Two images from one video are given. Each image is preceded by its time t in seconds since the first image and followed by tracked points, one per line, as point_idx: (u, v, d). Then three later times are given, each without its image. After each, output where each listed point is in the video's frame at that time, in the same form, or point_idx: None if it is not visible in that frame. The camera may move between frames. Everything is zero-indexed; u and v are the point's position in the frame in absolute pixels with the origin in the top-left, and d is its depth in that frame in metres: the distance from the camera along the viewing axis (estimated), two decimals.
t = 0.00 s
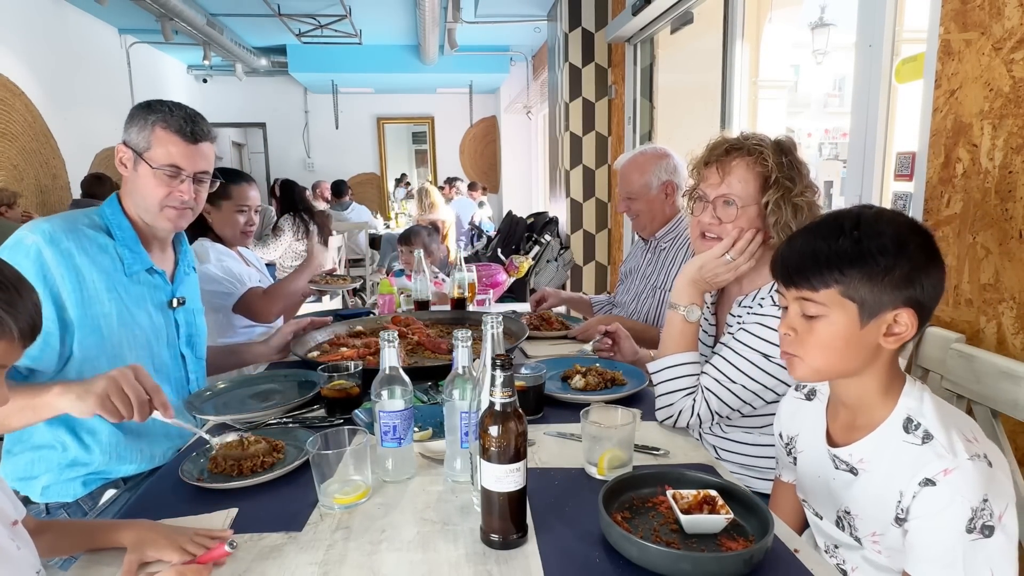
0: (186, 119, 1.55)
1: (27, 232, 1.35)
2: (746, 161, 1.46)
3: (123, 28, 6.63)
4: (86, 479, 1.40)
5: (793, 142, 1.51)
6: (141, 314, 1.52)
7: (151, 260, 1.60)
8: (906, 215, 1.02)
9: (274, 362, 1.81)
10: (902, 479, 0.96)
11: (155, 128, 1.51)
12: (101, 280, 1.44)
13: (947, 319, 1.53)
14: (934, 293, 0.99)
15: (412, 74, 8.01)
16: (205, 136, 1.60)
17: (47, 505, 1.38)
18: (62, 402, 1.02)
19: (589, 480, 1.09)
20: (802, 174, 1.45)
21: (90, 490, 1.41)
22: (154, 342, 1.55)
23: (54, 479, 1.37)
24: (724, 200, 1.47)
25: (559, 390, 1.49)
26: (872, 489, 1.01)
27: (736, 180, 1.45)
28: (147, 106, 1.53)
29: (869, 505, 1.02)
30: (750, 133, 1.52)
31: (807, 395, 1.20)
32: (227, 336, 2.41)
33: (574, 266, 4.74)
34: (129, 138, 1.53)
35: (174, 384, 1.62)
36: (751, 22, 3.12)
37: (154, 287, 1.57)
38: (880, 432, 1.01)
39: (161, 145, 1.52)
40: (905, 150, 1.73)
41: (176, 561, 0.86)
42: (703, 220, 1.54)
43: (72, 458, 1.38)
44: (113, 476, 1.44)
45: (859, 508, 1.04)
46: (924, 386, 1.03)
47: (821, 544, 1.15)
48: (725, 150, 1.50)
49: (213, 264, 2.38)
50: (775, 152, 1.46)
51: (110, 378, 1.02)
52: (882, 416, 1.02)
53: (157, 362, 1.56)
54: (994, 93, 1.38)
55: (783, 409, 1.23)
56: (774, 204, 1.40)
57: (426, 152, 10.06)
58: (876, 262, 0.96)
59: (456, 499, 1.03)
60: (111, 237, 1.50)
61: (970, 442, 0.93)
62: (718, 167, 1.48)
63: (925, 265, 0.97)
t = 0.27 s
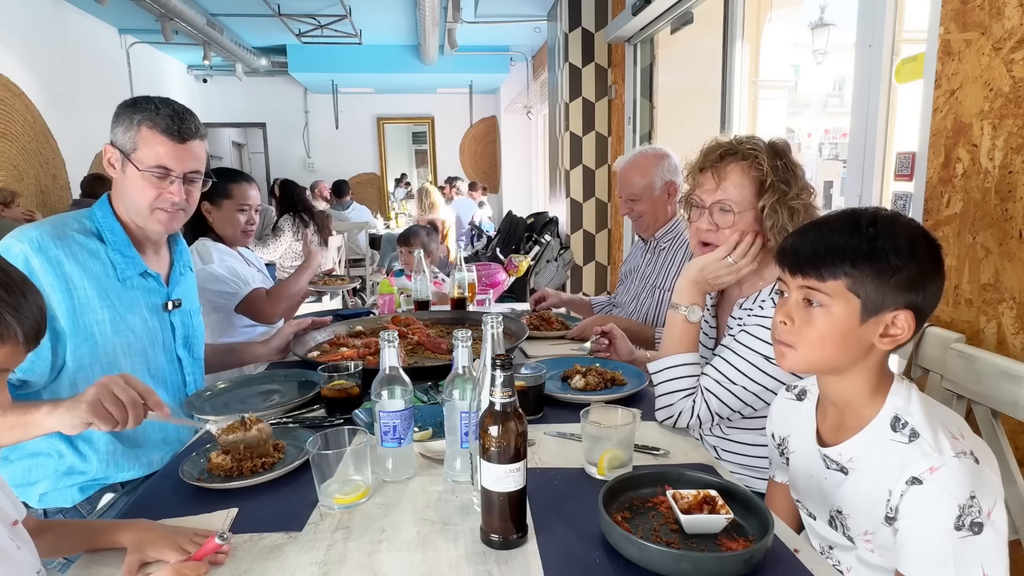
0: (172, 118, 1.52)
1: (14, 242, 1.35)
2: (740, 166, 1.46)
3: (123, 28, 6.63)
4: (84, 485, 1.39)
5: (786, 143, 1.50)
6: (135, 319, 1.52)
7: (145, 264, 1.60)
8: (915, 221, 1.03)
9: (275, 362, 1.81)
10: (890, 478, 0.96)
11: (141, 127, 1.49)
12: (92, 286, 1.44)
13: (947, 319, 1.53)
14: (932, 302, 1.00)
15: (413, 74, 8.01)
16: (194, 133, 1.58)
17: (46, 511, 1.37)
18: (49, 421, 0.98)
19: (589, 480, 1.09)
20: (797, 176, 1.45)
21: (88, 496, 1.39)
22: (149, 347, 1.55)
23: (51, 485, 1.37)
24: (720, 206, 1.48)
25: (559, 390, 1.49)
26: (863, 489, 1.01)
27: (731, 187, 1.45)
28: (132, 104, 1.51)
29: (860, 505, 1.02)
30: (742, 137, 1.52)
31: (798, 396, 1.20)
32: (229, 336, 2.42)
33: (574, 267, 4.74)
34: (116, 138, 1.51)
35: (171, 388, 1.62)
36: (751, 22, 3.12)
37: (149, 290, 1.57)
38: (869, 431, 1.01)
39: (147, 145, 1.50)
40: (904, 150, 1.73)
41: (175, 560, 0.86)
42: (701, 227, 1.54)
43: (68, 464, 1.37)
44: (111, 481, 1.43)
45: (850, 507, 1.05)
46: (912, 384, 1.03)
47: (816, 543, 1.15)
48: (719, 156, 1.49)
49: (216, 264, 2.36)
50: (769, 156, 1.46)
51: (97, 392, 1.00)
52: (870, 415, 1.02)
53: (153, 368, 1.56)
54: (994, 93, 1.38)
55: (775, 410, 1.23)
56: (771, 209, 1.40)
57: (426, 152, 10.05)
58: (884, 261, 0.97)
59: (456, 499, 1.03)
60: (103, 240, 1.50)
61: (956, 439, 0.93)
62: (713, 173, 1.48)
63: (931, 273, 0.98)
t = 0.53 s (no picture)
0: (171, 118, 1.52)
1: (8, 248, 1.34)
2: (746, 166, 1.46)
3: (123, 28, 6.63)
4: (83, 487, 1.39)
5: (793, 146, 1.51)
6: (132, 322, 1.51)
7: (144, 266, 1.60)
8: (913, 224, 1.03)
9: (275, 362, 1.81)
10: (885, 479, 0.97)
11: (138, 128, 1.49)
12: (88, 291, 1.43)
13: (947, 318, 1.53)
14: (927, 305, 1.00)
15: (413, 74, 8.01)
16: (192, 133, 1.57)
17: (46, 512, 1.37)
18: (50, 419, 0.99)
19: (589, 480, 1.09)
20: (802, 180, 1.45)
21: (88, 497, 1.40)
22: (147, 350, 1.55)
23: (51, 488, 1.37)
24: (723, 206, 1.48)
25: (559, 390, 1.49)
26: (858, 490, 1.01)
27: (736, 186, 1.45)
28: (128, 104, 1.50)
29: (856, 506, 1.02)
30: (748, 137, 1.52)
31: (793, 396, 1.19)
32: (230, 335, 2.43)
33: (574, 266, 4.75)
34: (113, 139, 1.51)
35: (169, 391, 1.62)
36: (751, 21, 3.12)
37: (146, 293, 1.57)
38: (863, 432, 1.01)
39: (144, 146, 1.50)
40: (904, 150, 1.73)
41: (175, 560, 0.86)
42: (702, 227, 1.54)
43: (67, 468, 1.37)
44: (111, 482, 1.43)
45: (846, 508, 1.05)
46: (905, 384, 1.04)
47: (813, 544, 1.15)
48: (724, 155, 1.49)
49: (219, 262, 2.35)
50: (775, 158, 1.46)
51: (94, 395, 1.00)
52: (864, 416, 1.02)
53: (152, 372, 1.56)
54: (994, 93, 1.38)
55: (771, 411, 1.23)
56: (774, 212, 1.40)
57: (426, 152, 10.05)
58: (881, 262, 0.97)
59: (456, 499, 1.03)
60: (99, 244, 1.49)
61: (950, 439, 0.93)
62: (717, 173, 1.48)
63: (927, 276, 0.98)
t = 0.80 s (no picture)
0: (172, 120, 1.52)
1: (9, 251, 1.34)
2: (749, 165, 1.46)
3: (123, 28, 6.63)
4: (83, 488, 1.39)
5: (795, 146, 1.51)
6: (134, 323, 1.52)
7: (144, 267, 1.60)
8: (908, 231, 1.02)
9: (275, 362, 1.81)
10: (873, 482, 0.97)
11: (140, 130, 1.49)
12: (90, 294, 1.43)
13: (947, 318, 1.53)
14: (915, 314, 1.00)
15: (413, 74, 8.01)
16: (194, 135, 1.57)
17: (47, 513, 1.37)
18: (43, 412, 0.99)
19: (589, 480, 1.09)
20: (803, 181, 1.45)
21: (88, 498, 1.40)
22: (149, 351, 1.55)
23: (52, 490, 1.37)
24: (726, 205, 1.48)
25: (559, 390, 1.49)
26: (849, 493, 1.02)
27: (739, 186, 1.45)
28: (129, 105, 1.50)
29: (847, 508, 1.02)
30: (751, 137, 1.52)
31: (786, 398, 1.19)
32: (231, 334, 2.43)
33: (574, 267, 4.75)
34: (114, 141, 1.51)
35: (171, 392, 1.62)
36: (751, 21, 3.12)
37: (148, 294, 1.57)
38: (851, 435, 1.01)
39: (146, 148, 1.50)
40: (904, 150, 1.73)
41: (174, 560, 0.86)
42: (704, 227, 1.54)
43: (67, 469, 1.37)
44: (111, 483, 1.43)
45: (838, 511, 1.05)
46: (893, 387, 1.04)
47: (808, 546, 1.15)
48: (728, 154, 1.50)
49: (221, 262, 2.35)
50: (779, 158, 1.46)
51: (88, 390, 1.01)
52: (852, 419, 1.03)
53: (154, 373, 1.56)
54: (994, 93, 1.38)
55: (765, 412, 1.23)
56: (776, 212, 1.40)
57: (426, 152, 10.05)
58: (867, 267, 0.97)
59: (456, 499, 1.03)
60: (99, 245, 1.49)
61: (936, 441, 0.93)
62: (721, 170, 1.48)
63: (918, 284, 0.98)
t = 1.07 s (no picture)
0: (174, 121, 1.52)
1: (9, 251, 1.34)
2: (749, 165, 1.46)
3: (123, 28, 6.63)
4: (83, 488, 1.39)
5: (795, 146, 1.51)
6: (134, 324, 1.52)
7: (145, 266, 1.60)
8: (904, 232, 1.01)
9: (275, 362, 1.81)
10: (871, 481, 0.97)
11: (141, 130, 1.49)
12: (89, 294, 1.43)
13: (947, 319, 1.53)
14: (908, 314, 0.99)
15: (413, 74, 8.01)
16: (195, 137, 1.58)
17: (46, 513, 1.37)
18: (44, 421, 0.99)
19: (589, 480, 1.09)
20: (804, 181, 1.45)
21: (88, 498, 1.39)
22: (149, 352, 1.55)
23: (51, 490, 1.37)
24: (725, 204, 1.48)
25: (559, 390, 1.49)
26: (848, 492, 1.02)
27: (739, 186, 1.45)
28: (132, 104, 1.51)
29: (845, 507, 1.03)
30: (751, 137, 1.52)
31: (788, 396, 1.19)
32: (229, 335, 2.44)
33: (574, 267, 4.74)
34: (115, 142, 1.51)
35: (172, 392, 1.62)
36: (751, 21, 3.12)
37: (148, 294, 1.57)
38: (850, 435, 1.01)
39: (147, 149, 1.50)
40: (905, 150, 1.73)
41: (174, 560, 0.86)
42: (704, 226, 1.54)
43: (66, 469, 1.37)
44: (110, 483, 1.42)
45: (837, 510, 1.05)
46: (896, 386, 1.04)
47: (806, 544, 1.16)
48: (728, 153, 1.50)
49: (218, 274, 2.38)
50: (778, 158, 1.46)
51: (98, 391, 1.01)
52: (852, 418, 1.03)
53: (154, 373, 1.56)
54: (994, 93, 1.38)
55: (767, 410, 1.23)
56: (776, 211, 1.40)
57: (426, 152, 10.05)
58: (853, 267, 0.97)
59: (456, 499, 1.03)
60: (99, 245, 1.49)
61: (934, 442, 0.93)
62: (721, 170, 1.48)
63: (907, 285, 0.97)
